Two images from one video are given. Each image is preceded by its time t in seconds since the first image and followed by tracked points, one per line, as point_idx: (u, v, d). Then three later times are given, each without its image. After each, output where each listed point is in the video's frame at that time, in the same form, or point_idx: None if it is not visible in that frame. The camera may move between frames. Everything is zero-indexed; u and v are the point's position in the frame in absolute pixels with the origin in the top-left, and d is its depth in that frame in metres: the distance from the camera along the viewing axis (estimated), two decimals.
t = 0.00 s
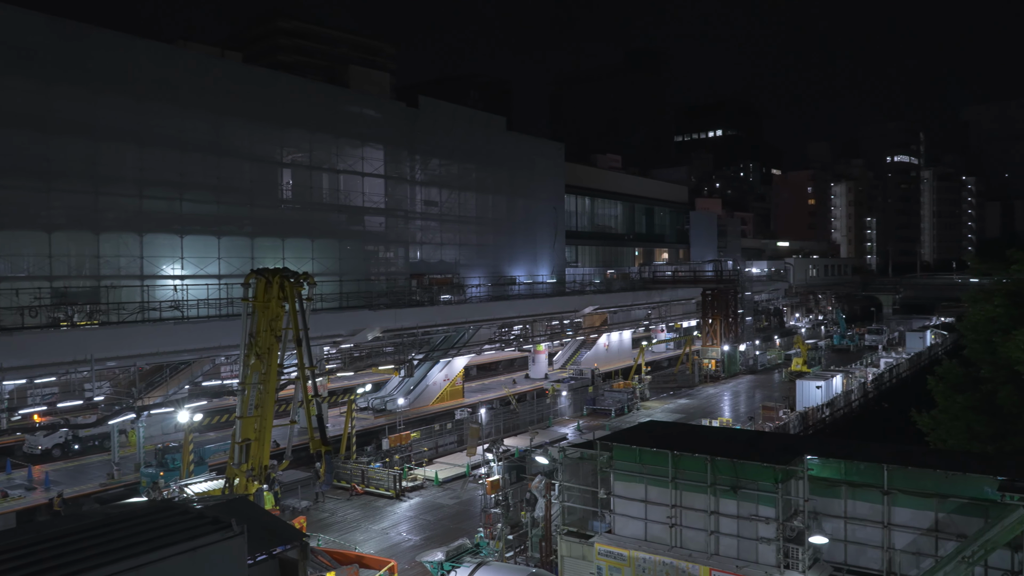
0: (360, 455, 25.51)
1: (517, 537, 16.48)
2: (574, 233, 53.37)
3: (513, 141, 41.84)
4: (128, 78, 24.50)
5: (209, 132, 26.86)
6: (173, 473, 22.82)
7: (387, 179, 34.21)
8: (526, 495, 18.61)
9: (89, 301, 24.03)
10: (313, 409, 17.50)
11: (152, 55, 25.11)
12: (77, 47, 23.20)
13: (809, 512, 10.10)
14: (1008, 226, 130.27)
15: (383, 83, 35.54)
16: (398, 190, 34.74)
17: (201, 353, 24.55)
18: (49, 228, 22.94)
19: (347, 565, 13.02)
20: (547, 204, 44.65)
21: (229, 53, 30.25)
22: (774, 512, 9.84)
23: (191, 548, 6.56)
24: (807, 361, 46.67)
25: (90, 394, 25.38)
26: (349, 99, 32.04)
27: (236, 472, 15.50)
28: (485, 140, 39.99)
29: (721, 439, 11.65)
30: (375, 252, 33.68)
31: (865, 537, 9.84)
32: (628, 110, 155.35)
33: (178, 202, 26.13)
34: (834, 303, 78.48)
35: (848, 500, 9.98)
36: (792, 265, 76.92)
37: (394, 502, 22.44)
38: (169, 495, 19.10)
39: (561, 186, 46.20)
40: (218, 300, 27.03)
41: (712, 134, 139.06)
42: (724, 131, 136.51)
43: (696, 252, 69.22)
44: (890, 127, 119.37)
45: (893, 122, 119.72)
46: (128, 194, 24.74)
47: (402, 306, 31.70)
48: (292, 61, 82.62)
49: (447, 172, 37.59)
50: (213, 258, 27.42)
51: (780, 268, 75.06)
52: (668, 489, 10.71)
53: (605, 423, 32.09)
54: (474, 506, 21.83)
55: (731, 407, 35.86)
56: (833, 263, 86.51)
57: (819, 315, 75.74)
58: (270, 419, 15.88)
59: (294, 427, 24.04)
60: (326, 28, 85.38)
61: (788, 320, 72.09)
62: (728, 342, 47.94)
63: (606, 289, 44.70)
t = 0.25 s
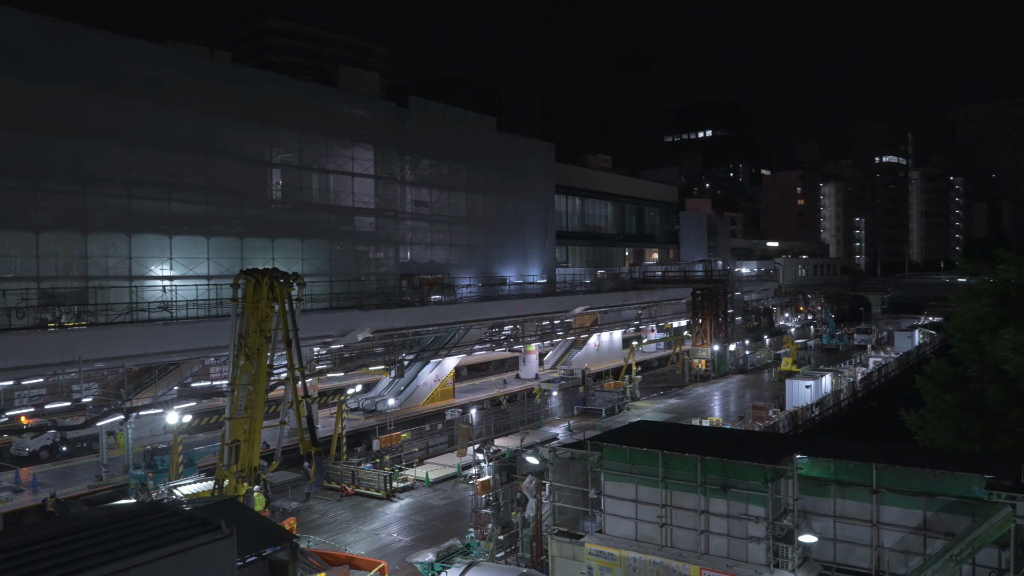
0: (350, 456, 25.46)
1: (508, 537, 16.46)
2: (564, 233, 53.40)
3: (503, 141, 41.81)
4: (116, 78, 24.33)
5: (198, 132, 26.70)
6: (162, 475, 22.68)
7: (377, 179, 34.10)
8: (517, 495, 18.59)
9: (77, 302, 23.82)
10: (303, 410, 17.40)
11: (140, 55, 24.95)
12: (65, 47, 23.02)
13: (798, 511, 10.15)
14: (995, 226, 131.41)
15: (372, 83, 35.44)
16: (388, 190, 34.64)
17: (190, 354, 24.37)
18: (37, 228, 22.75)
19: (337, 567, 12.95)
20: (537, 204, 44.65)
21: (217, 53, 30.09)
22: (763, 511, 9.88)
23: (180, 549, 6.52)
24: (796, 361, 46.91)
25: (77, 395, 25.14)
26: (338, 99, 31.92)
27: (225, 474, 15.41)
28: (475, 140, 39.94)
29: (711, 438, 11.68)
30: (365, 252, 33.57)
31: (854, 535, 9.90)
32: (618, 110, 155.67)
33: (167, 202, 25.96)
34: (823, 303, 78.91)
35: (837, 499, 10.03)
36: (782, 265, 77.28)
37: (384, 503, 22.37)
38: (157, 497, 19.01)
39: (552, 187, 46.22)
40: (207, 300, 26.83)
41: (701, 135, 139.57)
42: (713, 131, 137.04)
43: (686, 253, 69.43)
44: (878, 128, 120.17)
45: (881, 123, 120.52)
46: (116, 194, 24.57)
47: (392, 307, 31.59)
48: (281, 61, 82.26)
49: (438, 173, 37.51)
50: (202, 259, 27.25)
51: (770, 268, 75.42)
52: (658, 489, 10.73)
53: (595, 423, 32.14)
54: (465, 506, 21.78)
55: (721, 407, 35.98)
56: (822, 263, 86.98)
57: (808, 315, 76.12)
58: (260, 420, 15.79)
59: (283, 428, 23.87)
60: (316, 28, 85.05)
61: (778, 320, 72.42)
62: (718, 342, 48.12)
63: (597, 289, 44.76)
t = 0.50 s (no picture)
0: (341, 457, 25.43)
1: (499, 538, 16.43)
2: (555, 233, 53.44)
3: (494, 141, 41.77)
4: (104, 77, 24.15)
5: (187, 132, 26.54)
6: (151, 476, 22.53)
7: (367, 180, 34.00)
8: (508, 495, 18.57)
9: (65, 303, 23.63)
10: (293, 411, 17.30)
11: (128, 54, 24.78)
12: (52, 46, 22.82)
13: (788, 510, 10.19)
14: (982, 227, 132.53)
15: (362, 83, 35.34)
16: (378, 190, 34.54)
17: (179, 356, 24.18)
18: (24, 229, 22.56)
19: (327, 568, 12.91)
20: (528, 204, 44.65)
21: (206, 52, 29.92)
22: (753, 511, 9.92)
23: (169, 551, 6.46)
24: (786, 360, 47.15)
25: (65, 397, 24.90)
26: (328, 99, 31.79)
27: (215, 475, 15.32)
28: (465, 140, 39.88)
29: (702, 438, 11.71)
30: (355, 253, 33.47)
31: (843, 534, 9.95)
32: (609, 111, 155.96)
33: (156, 202, 25.80)
34: (813, 303, 79.33)
35: (827, 498, 10.08)
36: (771, 265, 77.64)
37: (375, 504, 22.31)
38: (147, 499, 18.90)
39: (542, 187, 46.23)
40: (197, 301, 26.65)
41: (691, 136, 140.07)
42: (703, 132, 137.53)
43: (676, 253, 69.63)
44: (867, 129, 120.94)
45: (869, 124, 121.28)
46: (104, 195, 24.39)
47: (383, 307, 31.49)
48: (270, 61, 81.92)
49: (428, 173, 37.43)
50: (191, 259, 27.09)
51: (759, 268, 75.76)
52: (649, 488, 10.75)
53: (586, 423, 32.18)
54: (455, 507, 21.74)
55: (711, 407, 36.09)
56: (811, 263, 87.46)
57: (798, 315, 76.49)
58: (249, 421, 15.70)
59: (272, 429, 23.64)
60: (305, 28, 84.76)
61: (768, 320, 72.77)
62: (708, 342, 48.30)
63: (587, 289, 44.82)
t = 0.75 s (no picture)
0: (331, 458, 25.40)
1: (490, 538, 16.42)
2: (545, 233, 53.48)
3: (484, 142, 41.75)
4: (92, 77, 23.97)
5: (176, 132, 26.38)
6: (140, 478, 22.38)
7: (358, 180, 33.90)
8: (499, 496, 18.56)
9: (53, 304, 23.45)
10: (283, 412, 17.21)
11: (116, 54, 24.60)
12: (40, 45, 22.63)
13: (778, 509, 10.23)
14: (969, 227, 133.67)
15: (352, 83, 35.24)
16: (368, 190, 34.44)
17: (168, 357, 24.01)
18: (11, 229, 22.38)
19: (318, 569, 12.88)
20: (518, 204, 44.63)
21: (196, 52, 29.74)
22: (744, 510, 9.96)
23: (159, 553, 6.41)
24: (776, 360, 47.37)
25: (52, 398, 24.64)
26: (318, 99, 31.66)
27: (204, 476, 15.21)
28: (456, 141, 39.84)
29: (692, 438, 11.74)
30: (345, 253, 33.36)
31: (833, 533, 10.01)
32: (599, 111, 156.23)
33: (144, 203, 25.63)
34: (802, 303, 79.77)
35: (816, 497, 10.13)
36: (761, 265, 77.98)
37: (365, 505, 22.25)
38: (136, 501, 18.83)
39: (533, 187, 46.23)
40: (186, 301, 26.47)
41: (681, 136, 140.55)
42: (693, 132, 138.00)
43: (666, 253, 69.81)
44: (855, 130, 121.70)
45: (858, 125, 122.05)
46: (93, 195, 24.22)
47: (373, 307, 31.39)
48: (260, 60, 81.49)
49: (418, 173, 37.36)
50: (181, 260, 26.92)
51: (749, 268, 76.11)
52: (639, 488, 10.77)
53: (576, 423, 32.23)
54: (446, 508, 21.71)
55: (702, 407, 36.19)
56: (801, 262, 87.94)
57: (787, 314, 76.86)
58: (239, 423, 15.61)
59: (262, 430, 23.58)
60: (295, 27, 84.38)
61: (757, 320, 73.10)
62: (699, 342, 48.46)
63: (578, 289, 44.87)
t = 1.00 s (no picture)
0: (321, 459, 25.35)
1: (481, 538, 16.41)
2: (536, 234, 53.52)
3: (474, 142, 41.73)
4: (80, 77, 23.78)
5: (165, 132, 26.21)
6: (129, 480, 22.25)
7: (348, 180, 33.79)
8: (490, 496, 18.52)
9: (41, 305, 23.24)
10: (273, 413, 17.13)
11: (104, 53, 24.40)
12: (27, 44, 22.42)
13: (768, 508, 10.26)
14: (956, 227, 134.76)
15: (342, 83, 35.13)
16: (358, 191, 34.33)
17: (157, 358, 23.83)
18: None
19: (309, 571, 12.86)
20: (508, 205, 44.63)
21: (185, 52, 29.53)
22: (734, 509, 9.98)
23: (147, 556, 6.35)
24: (765, 360, 47.59)
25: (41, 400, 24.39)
26: (307, 99, 31.52)
27: (193, 478, 15.11)
28: (447, 141, 39.78)
29: (682, 437, 11.77)
30: (335, 254, 33.24)
31: (822, 532, 10.06)
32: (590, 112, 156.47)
33: (133, 203, 25.45)
34: (791, 303, 80.18)
35: (806, 496, 10.18)
36: (751, 265, 78.33)
37: (356, 506, 22.17)
38: (125, 503, 18.80)
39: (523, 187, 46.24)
40: (175, 302, 26.29)
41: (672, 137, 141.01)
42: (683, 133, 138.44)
43: (657, 253, 69.99)
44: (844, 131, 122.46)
45: (846, 126, 122.80)
46: (81, 195, 24.03)
47: (363, 308, 31.28)
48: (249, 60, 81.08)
49: (409, 173, 37.29)
50: (170, 260, 26.74)
51: (739, 268, 76.45)
52: (630, 488, 10.79)
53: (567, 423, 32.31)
54: (437, 508, 21.67)
55: (692, 407, 36.30)
56: (790, 262, 88.40)
57: (777, 314, 77.25)
58: (229, 424, 15.52)
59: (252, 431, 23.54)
60: (285, 28, 84.08)
61: (747, 320, 73.44)
62: (689, 342, 48.61)
63: (568, 290, 44.90)
